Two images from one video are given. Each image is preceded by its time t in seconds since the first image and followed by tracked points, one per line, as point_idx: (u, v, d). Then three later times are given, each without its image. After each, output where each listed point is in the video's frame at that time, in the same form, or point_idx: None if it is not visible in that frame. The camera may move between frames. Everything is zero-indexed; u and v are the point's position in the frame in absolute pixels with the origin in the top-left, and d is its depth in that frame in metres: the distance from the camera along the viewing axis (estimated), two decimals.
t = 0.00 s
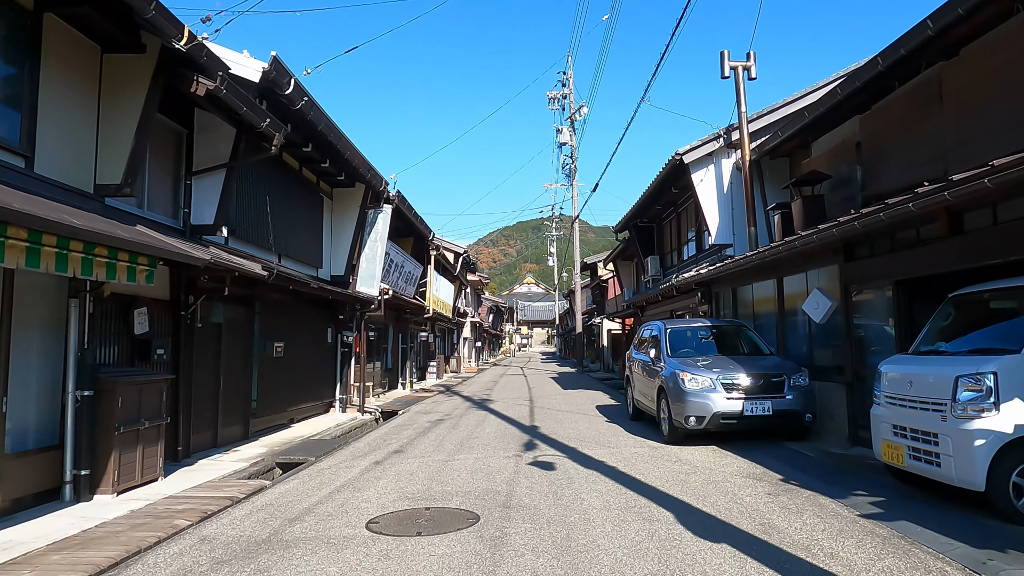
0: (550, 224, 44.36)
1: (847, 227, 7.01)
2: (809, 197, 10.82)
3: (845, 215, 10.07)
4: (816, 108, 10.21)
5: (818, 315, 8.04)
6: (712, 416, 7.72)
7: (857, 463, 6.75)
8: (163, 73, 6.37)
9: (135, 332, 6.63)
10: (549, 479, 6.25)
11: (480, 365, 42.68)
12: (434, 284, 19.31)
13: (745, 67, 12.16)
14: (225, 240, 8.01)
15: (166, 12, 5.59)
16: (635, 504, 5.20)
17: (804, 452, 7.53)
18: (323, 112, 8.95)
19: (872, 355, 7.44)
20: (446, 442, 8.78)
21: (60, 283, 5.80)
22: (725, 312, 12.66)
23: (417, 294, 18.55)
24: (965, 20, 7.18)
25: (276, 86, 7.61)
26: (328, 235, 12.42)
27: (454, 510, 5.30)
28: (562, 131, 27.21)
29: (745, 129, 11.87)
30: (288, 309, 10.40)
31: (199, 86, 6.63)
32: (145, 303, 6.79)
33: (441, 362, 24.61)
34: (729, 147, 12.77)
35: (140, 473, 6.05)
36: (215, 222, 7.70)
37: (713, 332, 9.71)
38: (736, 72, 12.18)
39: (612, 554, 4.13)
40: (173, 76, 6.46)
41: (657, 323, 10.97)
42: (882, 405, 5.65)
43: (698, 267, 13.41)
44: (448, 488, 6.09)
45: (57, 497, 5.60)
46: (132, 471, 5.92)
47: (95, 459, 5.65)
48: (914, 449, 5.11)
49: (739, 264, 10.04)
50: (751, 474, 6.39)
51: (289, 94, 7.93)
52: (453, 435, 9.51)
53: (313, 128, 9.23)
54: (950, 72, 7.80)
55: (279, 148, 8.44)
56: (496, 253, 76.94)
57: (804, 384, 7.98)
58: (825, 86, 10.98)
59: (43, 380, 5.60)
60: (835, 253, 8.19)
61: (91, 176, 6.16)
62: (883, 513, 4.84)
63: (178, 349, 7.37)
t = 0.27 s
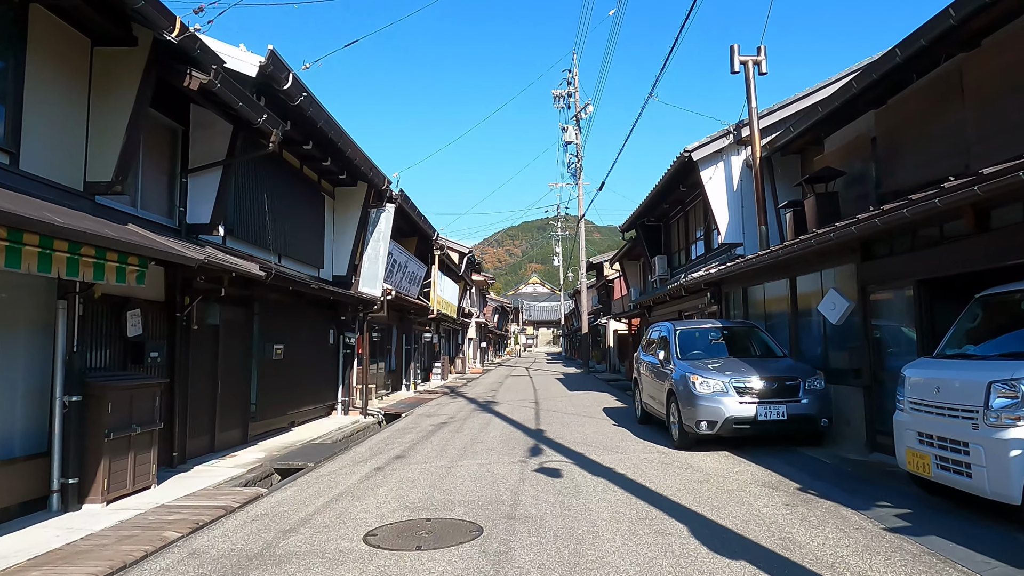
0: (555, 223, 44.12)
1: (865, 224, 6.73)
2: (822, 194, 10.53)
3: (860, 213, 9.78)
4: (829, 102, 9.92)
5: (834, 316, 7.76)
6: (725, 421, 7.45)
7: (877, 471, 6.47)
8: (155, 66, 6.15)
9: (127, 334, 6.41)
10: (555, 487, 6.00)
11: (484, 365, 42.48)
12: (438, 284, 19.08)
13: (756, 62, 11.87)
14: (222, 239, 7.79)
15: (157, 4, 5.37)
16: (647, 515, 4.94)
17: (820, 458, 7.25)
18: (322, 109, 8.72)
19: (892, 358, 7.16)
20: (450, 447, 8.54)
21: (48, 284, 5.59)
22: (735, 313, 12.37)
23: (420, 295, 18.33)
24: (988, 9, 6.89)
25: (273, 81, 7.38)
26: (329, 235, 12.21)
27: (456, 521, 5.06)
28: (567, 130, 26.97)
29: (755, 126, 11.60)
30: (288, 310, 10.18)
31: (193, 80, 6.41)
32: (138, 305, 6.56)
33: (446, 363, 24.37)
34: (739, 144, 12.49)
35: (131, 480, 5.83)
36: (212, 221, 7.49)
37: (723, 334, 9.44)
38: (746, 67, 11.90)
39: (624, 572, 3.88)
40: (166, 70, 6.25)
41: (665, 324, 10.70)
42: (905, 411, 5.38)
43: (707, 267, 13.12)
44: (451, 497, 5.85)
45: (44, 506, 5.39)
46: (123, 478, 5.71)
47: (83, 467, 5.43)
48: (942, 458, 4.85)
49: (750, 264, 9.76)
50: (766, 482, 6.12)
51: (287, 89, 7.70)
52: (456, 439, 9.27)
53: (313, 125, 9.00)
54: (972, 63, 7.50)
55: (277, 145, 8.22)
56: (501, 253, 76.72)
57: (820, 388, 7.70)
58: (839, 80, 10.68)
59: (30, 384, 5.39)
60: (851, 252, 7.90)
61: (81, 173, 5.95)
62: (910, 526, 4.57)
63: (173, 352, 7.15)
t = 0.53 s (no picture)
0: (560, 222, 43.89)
1: (882, 217, 6.47)
2: (835, 189, 10.26)
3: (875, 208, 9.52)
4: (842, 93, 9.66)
5: (851, 312, 7.51)
6: (737, 422, 7.20)
7: (897, 473, 6.23)
8: (147, 54, 5.93)
9: (120, 332, 6.20)
10: (562, 491, 5.77)
11: (488, 365, 42.28)
12: (442, 283, 18.87)
13: (765, 54, 11.61)
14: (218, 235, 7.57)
15: None
16: (659, 521, 4.70)
17: (836, 460, 7.00)
18: (321, 101, 8.50)
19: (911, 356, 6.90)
20: (453, 449, 8.32)
21: (36, 279, 5.38)
22: (744, 311, 12.11)
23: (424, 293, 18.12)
24: None
25: (270, 72, 7.16)
26: (331, 232, 12.01)
27: (459, 527, 4.83)
28: (571, 127, 26.72)
29: (765, 120, 11.34)
30: (288, 308, 9.98)
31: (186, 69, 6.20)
32: (131, 301, 6.35)
33: (449, 363, 24.16)
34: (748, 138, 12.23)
35: (122, 483, 5.62)
36: (208, 216, 7.27)
37: (734, 332, 9.19)
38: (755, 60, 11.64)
39: None
40: (157, 58, 6.03)
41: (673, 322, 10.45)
42: (929, 412, 5.13)
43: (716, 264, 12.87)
44: (454, 501, 5.62)
45: (31, 511, 5.18)
46: (114, 481, 5.51)
47: (72, 470, 5.23)
48: (971, 461, 4.59)
49: (761, 260, 9.50)
50: (782, 485, 5.88)
51: (285, 81, 7.49)
52: (460, 440, 9.04)
53: (313, 119, 8.79)
54: (992, 50, 7.23)
55: (275, 138, 7.99)
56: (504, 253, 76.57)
57: (835, 387, 7.45)
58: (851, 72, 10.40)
59: (16, 383, 5.19)
60: (867, 247, 7.64)
61: (70, 165, 5.74)
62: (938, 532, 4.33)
63: (168, 350, 6.95)
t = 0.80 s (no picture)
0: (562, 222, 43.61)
1: (899, 214, 6.20)
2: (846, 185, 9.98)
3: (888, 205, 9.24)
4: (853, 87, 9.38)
5: (867, 313, 7.26)
6: (748, 427, 6.93)
7: (917, 481, 5.96)
8: (133, 44, 5.68)
9: (107, 334, 5.95)
10: (567, 500, 5.51)
11: (490, 365, 42.01)
12: (442, 283, 18.62)
13: (773, 48, 11.34)
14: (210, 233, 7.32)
15: None
16: (669, 535, 4.44)
17: (852, 467, 6.73)
18: (316, 95, 8.25)
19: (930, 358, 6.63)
20: (453, 454, 8.07)
21: (16, 279, 5.14)
22: (751, 311, 11.84)
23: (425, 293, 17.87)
24: None
25: (263, 64, 6.91)
26: (329, 231, 11.76)
27: (458, 540, 4.57)
28: (573, 126, 26.45)
29: (773, 115, 11.06)
30: (284, 309, 9.73)
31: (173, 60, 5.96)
32: (118, 302, 6.10)
33: (450, 364, 23.91)
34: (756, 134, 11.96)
35: (106, 492, 5.37)
36: (199, 214, 7.02)
37: (742, 333, 8.92)
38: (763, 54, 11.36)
39: None
40: (144, 49, 5.78)
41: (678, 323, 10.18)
42: (954, 418, 4.85)
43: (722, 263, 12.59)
44: (453, 511, 5.37)
45: (9, 522, 4.94)
46: (98, 490, 5.26)
47: (52, 478, 4.98)
48: (1003, 471, 4.32)
49: (769, 259, 9.23)
50: (797, 494, 5.61)
51: (279, 73, 7.24)
52: (461, 445, 8.79)
53: (309, 114, 8.54)
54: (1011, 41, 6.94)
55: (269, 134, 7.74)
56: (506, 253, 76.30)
57: (849, 391, 7.17)
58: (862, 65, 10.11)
59: None
60: (882, 245, 7.36)
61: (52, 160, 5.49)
62: (968, 548, 4.06)
63: (158, 353, 6.70)
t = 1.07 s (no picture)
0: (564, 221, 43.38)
1: (914, 210, 5.95)
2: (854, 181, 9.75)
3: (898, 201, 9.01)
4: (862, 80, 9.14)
5: (880, 311, 7.06)
6: (756, 429, 6.70)
7: (933, 486, 5.72)
8: (116, 31, 5.44)
9: (89, 334, 5.71)
10: (568, 507, 5.27)
11: (490, 365, 41.79)
12: (442, 282, 18.38)
13: (779, 42, 11.10)
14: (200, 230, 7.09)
15: None
16: (677, 545, 4.20)
17: (864, 471, 6.49)
18: (310, 88, 8.01)
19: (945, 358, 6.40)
20: (451, 457, 7.84)
21: None
22: (755, 310, 11.60)
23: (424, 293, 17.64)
24: None
25: (253, 54, 6.68)
26: (325, 228, 11.53)
27: (454, 550, 4.34)
28: (575, 124, 26.22)
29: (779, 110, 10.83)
30: (279, 308, 9.50)
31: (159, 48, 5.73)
32: (102, 300, 5.87)
33: (450, 364, 23.67)
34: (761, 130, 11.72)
35: (87, 498, 5.13)
36: (188, 209, 6.79)
37: (748, 332, 8.67)
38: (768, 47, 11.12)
39: None
40: (127, 36, 5.54)
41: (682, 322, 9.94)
42: (976, 421, 4.60)
43: (726, 262, 12.35)
44: (449, 518, 5.14)
45: None
46: (78, 496, 5.03)
47: (29, 484, 4.74)
48: None
49: (776, 257, 8.99)
50: (808, 500, 5.38)
51: (270, 65, 7.01)
52: (459, 447, 8.56)
53: (303, 108, 8.30)
54: None
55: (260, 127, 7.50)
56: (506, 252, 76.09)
57: (861, 392, 6.93)
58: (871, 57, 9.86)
59: None
60: (894, 241, 7.12)
61: (31, 151, 5.25)
62: (996, 561, 3.81)
63: (145, 353, 6.46)
